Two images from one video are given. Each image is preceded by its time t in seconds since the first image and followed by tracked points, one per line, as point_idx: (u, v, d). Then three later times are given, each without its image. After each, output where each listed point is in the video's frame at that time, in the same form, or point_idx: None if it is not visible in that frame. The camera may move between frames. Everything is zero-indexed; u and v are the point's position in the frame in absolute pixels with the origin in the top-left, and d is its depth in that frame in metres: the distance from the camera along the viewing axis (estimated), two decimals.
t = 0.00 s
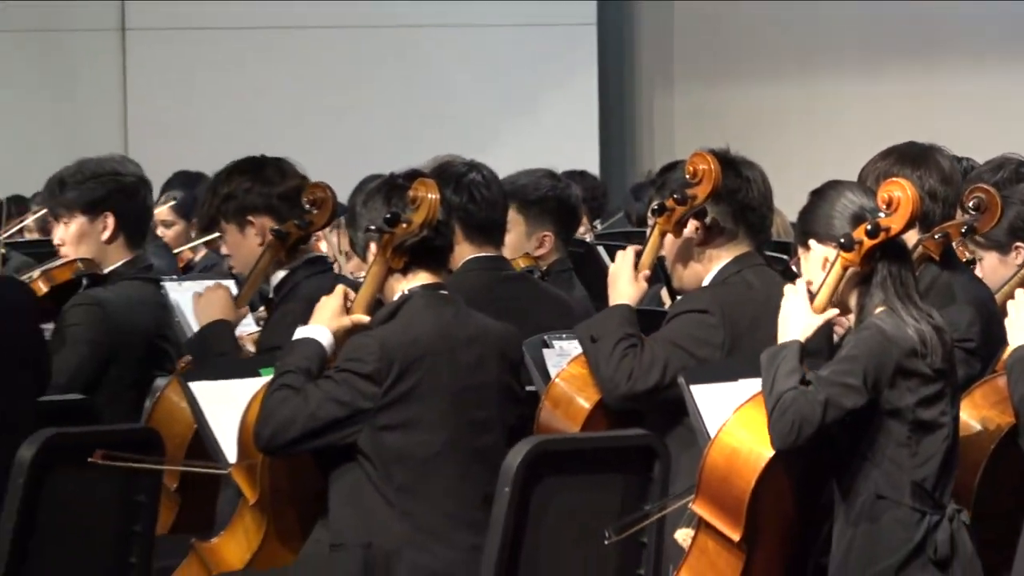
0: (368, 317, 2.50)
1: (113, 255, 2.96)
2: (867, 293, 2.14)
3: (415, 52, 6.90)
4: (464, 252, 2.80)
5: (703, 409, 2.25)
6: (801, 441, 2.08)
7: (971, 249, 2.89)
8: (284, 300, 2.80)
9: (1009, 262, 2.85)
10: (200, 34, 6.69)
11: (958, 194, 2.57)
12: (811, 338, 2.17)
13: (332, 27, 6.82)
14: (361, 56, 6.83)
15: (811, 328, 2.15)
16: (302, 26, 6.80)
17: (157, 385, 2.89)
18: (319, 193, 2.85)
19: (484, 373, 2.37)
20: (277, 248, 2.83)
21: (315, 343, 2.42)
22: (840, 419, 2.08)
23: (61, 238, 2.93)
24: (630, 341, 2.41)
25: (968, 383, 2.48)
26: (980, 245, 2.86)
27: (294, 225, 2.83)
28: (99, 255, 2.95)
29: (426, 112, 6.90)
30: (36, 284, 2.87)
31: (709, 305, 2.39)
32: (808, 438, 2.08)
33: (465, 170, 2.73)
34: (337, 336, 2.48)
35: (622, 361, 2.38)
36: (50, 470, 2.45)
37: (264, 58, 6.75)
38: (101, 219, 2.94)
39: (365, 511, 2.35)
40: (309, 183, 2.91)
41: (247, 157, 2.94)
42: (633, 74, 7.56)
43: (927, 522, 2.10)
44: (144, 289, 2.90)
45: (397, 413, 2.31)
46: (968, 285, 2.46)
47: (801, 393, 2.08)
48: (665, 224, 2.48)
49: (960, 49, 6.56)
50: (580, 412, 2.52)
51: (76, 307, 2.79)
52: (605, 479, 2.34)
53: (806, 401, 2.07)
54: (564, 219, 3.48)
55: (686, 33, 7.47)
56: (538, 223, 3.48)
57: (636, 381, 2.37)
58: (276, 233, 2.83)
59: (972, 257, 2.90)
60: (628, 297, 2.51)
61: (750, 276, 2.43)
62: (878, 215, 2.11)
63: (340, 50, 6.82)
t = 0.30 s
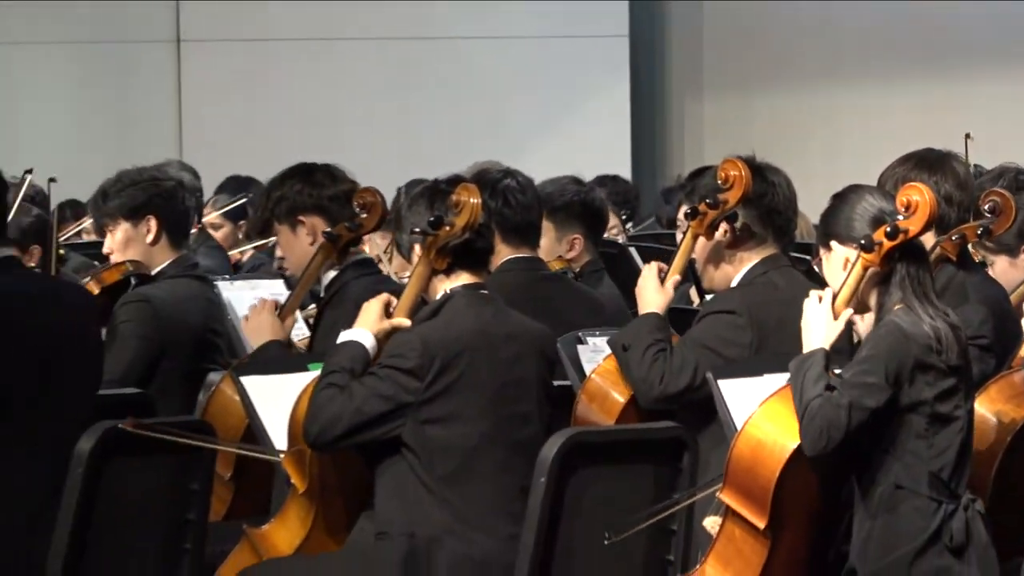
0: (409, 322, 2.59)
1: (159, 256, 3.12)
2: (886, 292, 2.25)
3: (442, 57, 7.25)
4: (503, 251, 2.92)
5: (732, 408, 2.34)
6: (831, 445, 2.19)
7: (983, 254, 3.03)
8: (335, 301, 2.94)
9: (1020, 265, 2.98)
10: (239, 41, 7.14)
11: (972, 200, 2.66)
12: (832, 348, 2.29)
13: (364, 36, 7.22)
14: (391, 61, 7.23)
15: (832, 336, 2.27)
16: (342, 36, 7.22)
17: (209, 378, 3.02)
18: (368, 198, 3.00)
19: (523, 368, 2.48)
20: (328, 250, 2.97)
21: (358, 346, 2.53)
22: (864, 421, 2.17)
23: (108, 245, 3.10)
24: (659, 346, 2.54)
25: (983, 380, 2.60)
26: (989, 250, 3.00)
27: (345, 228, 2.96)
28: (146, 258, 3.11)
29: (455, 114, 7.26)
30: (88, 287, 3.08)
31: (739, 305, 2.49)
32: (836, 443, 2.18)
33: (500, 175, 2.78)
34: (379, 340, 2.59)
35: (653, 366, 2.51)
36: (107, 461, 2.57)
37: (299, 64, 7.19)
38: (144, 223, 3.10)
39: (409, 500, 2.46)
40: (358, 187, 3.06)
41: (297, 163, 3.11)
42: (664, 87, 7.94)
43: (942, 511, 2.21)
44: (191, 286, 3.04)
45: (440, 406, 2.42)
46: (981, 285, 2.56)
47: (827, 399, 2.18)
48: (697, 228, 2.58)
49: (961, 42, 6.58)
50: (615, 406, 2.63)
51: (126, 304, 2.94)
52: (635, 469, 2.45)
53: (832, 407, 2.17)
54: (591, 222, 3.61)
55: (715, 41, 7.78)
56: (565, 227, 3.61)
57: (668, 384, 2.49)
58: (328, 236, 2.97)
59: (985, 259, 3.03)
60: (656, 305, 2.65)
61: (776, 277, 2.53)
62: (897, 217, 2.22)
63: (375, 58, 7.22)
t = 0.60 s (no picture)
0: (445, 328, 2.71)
1: (210, 256, 3.27)
2: (904, 291, 2.35)
3: (478, 60, 7.43)
4: (542, 253, 3.04)
5: (756, 399, 2.45)
6: (878, 453, 2.25)
7: (1002, 253, 3.13)
8: (382, 296, 3.13)
9: None
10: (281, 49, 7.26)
11: (992, 203, 2.76)
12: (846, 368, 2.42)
13: (400, 39, 7.39)
14: (421, 68, 7.40)
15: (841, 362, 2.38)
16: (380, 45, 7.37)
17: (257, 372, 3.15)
18: (411, 201, 3.22)
19: (559, 364, 2.59)
20: (372, 249, 3.21)
21: (398, 348, 2.65)
22: (898, 426, 2.24)
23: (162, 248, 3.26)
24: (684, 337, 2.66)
25: (999, 375, 2.72)
26: (1007, 249, 3.11)
27: (389, 228, 3.20)
28: (197, 258, 3.26)
29: (490, 117, 7.44)
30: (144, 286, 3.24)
31: (765, 300, 2.61)
32: (881, 450, 2.25)
33: (540, 181, 2.90)
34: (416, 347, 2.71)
35: (678, 350, 2.63)
36: (164, 453, 2.70)
37: (337, 69, 7.33)
38: (195, 226, 3.25)
39: (451, 489, 2.57)
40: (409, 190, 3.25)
41: (362, 162, 3.31)
42: (695, 85, 8.05)
43: (960, 500, 2.30)
44: (242, 284, 3.21)
45: (481, 399, 2.54)
46: (997, 284, 2.70)
47: (862, 412, 2.26)
48: (724, 230, 2.69)
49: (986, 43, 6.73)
50: (647, 399, 2.74)
51: (180, 300, 3.09)
52: (667, 460, 2.56)
53: (869, 417, 2.25)
54: (623, 225, 3.73)
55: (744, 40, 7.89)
56: (597, 232, 3.73)
57: (695, 365, 2.60)
58: (372, 235, 3.21)
59: (1004, 259, 3.13)
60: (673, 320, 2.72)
61: (799, 276, 2.65)
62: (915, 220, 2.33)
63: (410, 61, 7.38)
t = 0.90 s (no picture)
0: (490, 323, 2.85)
1: (271, 256, 3.52)
2: (925, 289, 2.48)
3: (508, 72, 7.77)
4: (581, 253, 3.17)
5: (784, 394, 2.58)
6: (891, 443, 2.38)
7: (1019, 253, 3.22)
8: (425, 295, 3.28)
9: None
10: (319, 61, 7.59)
11: (1008, 207, 2.87)
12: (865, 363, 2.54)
13: (431, 50, 7.70)
14: (452, 78, 7.72)
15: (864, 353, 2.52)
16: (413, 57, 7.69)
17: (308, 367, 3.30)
18: (453, 203, 3.40)
19: (594, 360, 2.69)
20: (416, 250, 3.40)
21: (445, 343, 2.79)
22: (914, 417, 2.36)
23: (226, 244, 3.49)
24: (713, 337, 2.75)
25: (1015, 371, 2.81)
26: None
27: (432, 230, 3.39)
28: (259, 257, 3.51)
29: (518, 126, 7.77)
30: (206, 282, 3.42)
31: (787, 301, 2.74)
32: (895, 440, 2.38)
33: (581, 184, 3.06)
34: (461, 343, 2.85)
35: (706, 352, 2.72)
36: (218, 445, 2.85)
37: (375, 80, 7.64)
38: (259, 226, 3.49)
39: (490, 478, 2.69)
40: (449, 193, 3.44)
41: (403, 168, 3.52)
42: (720, 96, 8.36)
43: (978, 489, 2.42)
44: (298, 285, 3.37)
45: (520, 393, 2.66)
46: (1013, 284, 2.79)
47: (877, 404, 2.40)
48: (751, 230, 2.82)
49: (997, 48, 6.97)
50: (678, 393, 2.86)
51: (240, 298, 3.26)
52: (697, 451, 2.67)
53: (884, 409, 2.38)
54: (669, 226, 3.97)
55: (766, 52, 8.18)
56: (643, 230, 3.99)
57: (720, 366, 2.69)
58: (417, 238, 3.40)
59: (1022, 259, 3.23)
60: (705, 316, 2.82)
61: (821, 276, 2.77)
62: (935, 222, 2.46)
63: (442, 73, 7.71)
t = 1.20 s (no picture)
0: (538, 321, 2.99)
1: (333, 258, 3.70)
2: (952, 288, 2.61)
3: (552, 83, 8.02)
4: (624, 254, 3.30)
5: (818, 388, 2.71)
6: (919, 434, 2.51)
7: None
8: (476, 294, 3.44)
9: None
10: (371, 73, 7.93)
11: None
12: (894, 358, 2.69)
13: (475, 61, 7.97)
14: (500, 86, 7.99)
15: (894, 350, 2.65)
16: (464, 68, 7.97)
17: (366, 362, 3.53)
18: (506, 209, 3.58)
19: (637, 356, 2.80)
20: (470, 253, 3.55)
21: (495, 342, 2.94)
22: (941, 408, 2.49)
23: (290, 244, 3.69)
24: (749, 341, 2.88)
25: None
26: None
27: (487, 234, 3.56)
28: (321, 258, 3.69)
29: (564, 132, 8.02)
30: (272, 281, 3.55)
31: (820, 303, 2.86)
32: (923, 432, 2.50)
33: (625, 187, 3.13)
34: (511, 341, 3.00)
35: (745, 354, 2.86)
36: (276, 438, 2.95)
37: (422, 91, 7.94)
38: (322, 229, 3.68)
39: (538, 468, 2.83)
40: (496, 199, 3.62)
41: (441, 179, 3.67)
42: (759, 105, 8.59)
43: (1004, 478, 2.54)
44: (357, 285, 3.57)
45: (566, 387, 2.79)
46: None
47: (906, 399, 2.52)
48: (787, 234, 2.95)
49: None
50: (717, 389, 3.00)
51: (303, 298, 3.45)
52: (736, 443, 2.79)
53: (913, 403, 2.50)
54: (710, 229, 4.10)
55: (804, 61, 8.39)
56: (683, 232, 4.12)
57: (758, 372, 2.83)
58: (471, 241, 3.56)
59: None
60: (744, 319, 2.96)
61: (851, 277, 2.90)
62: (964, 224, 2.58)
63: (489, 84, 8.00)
